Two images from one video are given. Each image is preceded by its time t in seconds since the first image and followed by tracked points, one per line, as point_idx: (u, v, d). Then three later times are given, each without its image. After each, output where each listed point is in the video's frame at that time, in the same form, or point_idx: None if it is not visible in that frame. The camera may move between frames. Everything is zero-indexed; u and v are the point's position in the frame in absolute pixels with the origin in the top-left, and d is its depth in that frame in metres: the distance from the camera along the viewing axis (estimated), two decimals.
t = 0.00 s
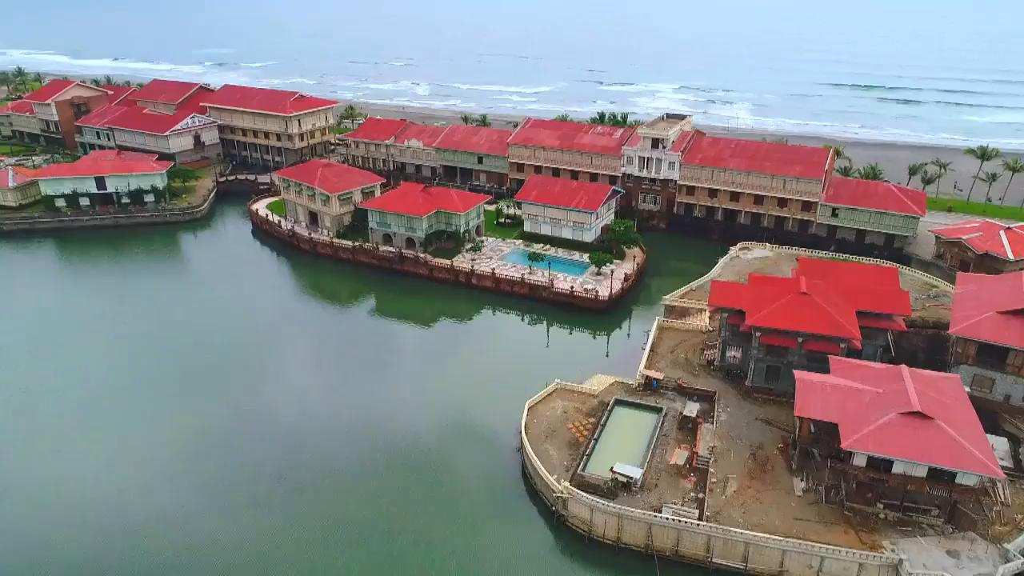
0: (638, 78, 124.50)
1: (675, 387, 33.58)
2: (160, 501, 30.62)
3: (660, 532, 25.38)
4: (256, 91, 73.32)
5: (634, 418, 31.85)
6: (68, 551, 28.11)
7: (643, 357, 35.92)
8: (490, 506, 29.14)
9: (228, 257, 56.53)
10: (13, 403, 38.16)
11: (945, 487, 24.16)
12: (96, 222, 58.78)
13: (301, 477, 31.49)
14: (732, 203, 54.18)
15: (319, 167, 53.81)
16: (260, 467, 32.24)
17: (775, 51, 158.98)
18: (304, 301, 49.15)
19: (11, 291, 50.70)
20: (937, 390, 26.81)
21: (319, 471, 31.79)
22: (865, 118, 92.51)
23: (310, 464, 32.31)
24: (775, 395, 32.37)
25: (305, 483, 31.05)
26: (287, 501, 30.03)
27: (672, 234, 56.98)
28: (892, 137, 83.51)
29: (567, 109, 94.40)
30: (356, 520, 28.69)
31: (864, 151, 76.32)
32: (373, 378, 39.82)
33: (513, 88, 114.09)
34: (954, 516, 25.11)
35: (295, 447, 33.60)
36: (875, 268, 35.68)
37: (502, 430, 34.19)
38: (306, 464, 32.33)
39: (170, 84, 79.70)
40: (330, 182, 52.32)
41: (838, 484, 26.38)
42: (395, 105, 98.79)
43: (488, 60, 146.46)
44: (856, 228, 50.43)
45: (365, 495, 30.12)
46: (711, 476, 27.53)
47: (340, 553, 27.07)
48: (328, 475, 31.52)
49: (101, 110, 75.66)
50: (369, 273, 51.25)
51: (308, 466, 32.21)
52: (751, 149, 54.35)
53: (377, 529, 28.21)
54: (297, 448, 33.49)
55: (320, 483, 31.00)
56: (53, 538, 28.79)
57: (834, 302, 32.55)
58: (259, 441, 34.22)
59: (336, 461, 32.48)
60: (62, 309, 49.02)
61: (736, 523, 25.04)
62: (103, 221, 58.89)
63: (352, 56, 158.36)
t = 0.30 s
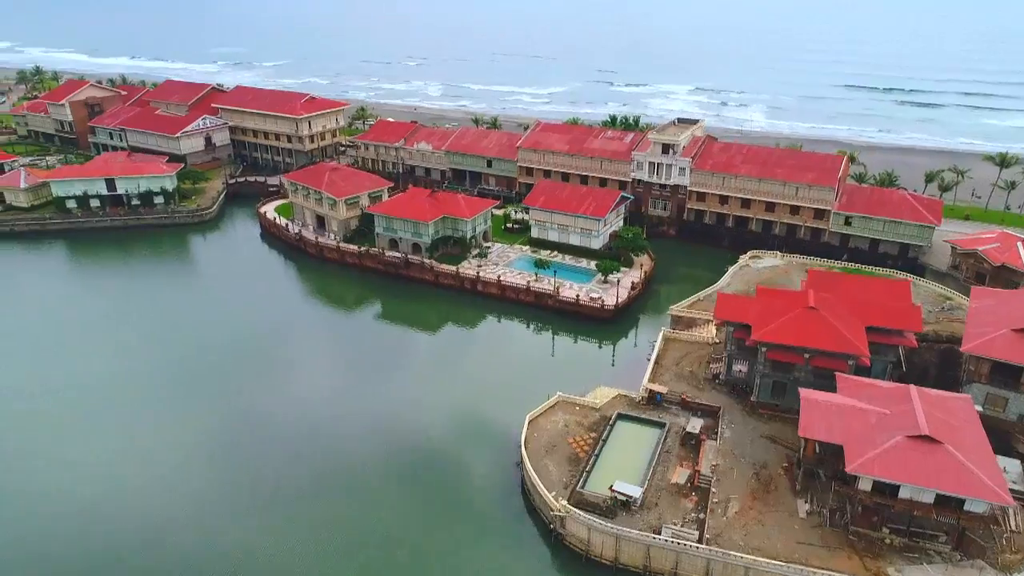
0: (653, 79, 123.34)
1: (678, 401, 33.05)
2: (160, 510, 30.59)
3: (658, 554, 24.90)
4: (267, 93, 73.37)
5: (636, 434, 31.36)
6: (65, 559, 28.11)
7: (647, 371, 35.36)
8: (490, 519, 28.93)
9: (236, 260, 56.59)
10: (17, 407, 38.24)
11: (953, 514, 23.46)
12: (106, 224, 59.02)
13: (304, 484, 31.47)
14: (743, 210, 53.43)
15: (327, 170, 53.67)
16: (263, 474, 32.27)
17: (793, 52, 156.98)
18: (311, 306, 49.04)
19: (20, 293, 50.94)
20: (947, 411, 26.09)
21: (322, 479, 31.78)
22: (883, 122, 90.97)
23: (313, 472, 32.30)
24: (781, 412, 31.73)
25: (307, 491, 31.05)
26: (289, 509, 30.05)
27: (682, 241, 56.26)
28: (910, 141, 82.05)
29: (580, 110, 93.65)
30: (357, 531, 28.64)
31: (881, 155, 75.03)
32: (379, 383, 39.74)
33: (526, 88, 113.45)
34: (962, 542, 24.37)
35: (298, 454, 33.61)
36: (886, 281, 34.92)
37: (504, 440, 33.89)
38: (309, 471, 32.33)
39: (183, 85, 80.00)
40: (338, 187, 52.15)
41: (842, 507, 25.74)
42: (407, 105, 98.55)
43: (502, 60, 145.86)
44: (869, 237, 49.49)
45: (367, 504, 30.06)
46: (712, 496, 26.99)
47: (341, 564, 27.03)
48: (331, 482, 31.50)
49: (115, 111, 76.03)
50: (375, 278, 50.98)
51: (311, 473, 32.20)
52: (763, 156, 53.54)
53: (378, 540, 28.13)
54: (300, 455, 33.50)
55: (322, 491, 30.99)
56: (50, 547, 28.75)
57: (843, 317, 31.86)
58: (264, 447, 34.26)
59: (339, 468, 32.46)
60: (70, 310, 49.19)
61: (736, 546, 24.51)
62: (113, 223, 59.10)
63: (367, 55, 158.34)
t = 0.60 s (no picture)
0: (667, 80, 122.27)
1: (680, 415, 32.51)
2: (157, 516, 30.50)
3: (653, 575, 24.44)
4: (277, 94, 73.42)
5: (636, 448, 30.90)
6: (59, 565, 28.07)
7: (650, 383, 34.85)
8: (489, 530, 28.70)
9: (243, 263, 56.62)
10: (20, 410, 38.32)
11: (957, 541, 22.87)
12: (114, 225, 59.27)
13: (305, 489, 31.41)
14: (752, 217, 52.72)
15: (333, 174, 53.56)
16: (264, 478, 32.26)
17: (810, 51, 155.03)
18: (316, 310, 48.94)
19: (27, 293, 51.15)
20: (954, 434, 25.42)
21: (322, 484, 31.73)
22: (899, 125, 89.48)
23: (314, 476, 32.24)
24: (785, 428, 31.10)
25: (307, 495, 31.02)
26: (290, 513, 30.01)
27: (690, 247, 55.56)
28: (926, 145, 80.69)
29: (591, 113, 92.97)
30: (356, 538, 28.55)
31: (896, 160, 73.81)
32: (383, 387, 39.66)
33: (538, 89, 112.86)
34: (968, 570, 23.75)
35: (300, 457, 33.58)
36: (895, 295, 34.19)
37: (505, 450, 33.58)
38: (310, 475, 32.27)
39: (194, 86, 80.27)
40: (343, 190, 51.99)
41: (845, 530, 25.13)
42: (418, 106, 98.28)
43: (515, 59, 145.10)
44: (881, 246, 48.61)
45: (367, 511, 29.97)
46: (711, 515, 26.47)
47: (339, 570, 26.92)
48: (332, 488, 31.43)
49: (126, 111, 76.39)
50: (380, 283, 50.76)
51: (313, 478, 32.15)
52: (774, 162, 52.78)
53: (377, 547, 28.01)
54: (302, 459, 33.45)
55: (323, 496, 30.94)
56: (45, 553, 28.65)
57: (849, 331, 31.19)
58: (265, 450, 34.21)
59: (340, 473, 32.39)
60: (77, 311, 49.36)
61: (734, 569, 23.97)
62: (122, 224, 59.36)
63: (380, 55, 158.31)
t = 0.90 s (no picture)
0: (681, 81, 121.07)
1: (683, 430, 32.02)
2: (156, 521, 30.57)
3: None
4: (288, 95, 73.48)
5: (637, 463, 30.45)
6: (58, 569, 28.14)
7: (652, 396, 34.38)
8: (486, 542, 28.58)
9: (251, 266, 56.69)
10: (26, 411, 38.55)
11: (962, 569, 22.45)
12: (124, 226, 59.56)
13: (304, 496, 31.53)
14: (763, 224, 52.00)
15: (340, 177, 53.46)
16: (265, 484, 32.37)
17: (828, 51, 152.72)
18: (321, 313, 48.89)
19: (36, 293, 51.48)
20: (961, 457, 24.77)
21: (322, 491, 31.80)
22: (917, 128, 87.94)
23: (314, 483, 32.36)
24: (789, 445, 30.54)
25: (307, 503, 31.09)
26: (289, 521, 30.09)
27: (700, 253, 54.94)
28: (944, 150, 79.24)
29: (603, 115, 92.22)
30: (353, 547, 28.57)
31: (912, 165, 72.51)
32: (386, 392, 39.72)
33: (550, 89, 112.11)
34: None
35: (301, 463, 33.67)
36: (906, 309, 33.48)
37: (505, 461, 33.39)
38: (311, 482, 32.38)
39: (207, 86, 80.56)
40: (350, 194, 51.86)
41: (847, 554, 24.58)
42: (429, 106, 97.97)
43: (528, 59, 144.34)
44: (894, 255, 47.74)
45: (365, 519, 30.01)
46: (710, 535, 25.99)
47: None
48: (332, 495, 31.51)
49: (139, 111, 76.80)
50: (385, 287, 50.56)
51: (312, 485, 32.26)
52: (785, 168, 52.03)
53: (374, 556, 28.02)
54: (303, 465, 33.57)
55: (321, 504, 31.00)
56: (43, 558, 28.75)
57: (857, 348, 30.53)
58: (267, 456, 34.35)
59: (339, 481, 32.45)
60: (85, 311, 49.64)
61: None
62: (131, 225, 59.65)
63: (395, 54, 158.20)
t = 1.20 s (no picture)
0: (697, 81, 119.95)
1: (684, 444, 31.58)
2: (155, 526, 30.67)
3: None
4: (300, 96, 73.61)
5: (637, 477, 30.11)
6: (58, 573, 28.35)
7: (655, 408, 33.94)
8: (482, 553, 28.43)
9: (260, 267, 56.86)
10: (34, 411, 38.92)
11: None
12: (135, 226, 59.96)
13: (303, 502, 31.58)
14: (774, 231, 51.33)
15: (348, 180, 53.43)
16: (265, 490, 32.47)
17: (848, 50, 150.47)
18: (328, 316, 48.95)
19: (46, 293, 51.93)
20: (967, 480, 24.18)
21: (322, 498, 31.85)
22: (936, 132, 86.41)
23: (314, 489, 32.42)
24: (792, 462, 30.03)
25: (306, 510, 31.15)
26: (288, 528, 30.17)
27: (709, 260, 54.32)
28: (963, 154, 77.81)
29: (616, 116, 91.55)
30: (350, 555, 28.61)
31: (929, 170, 71.23)
32: (388, 397, 39.71)
33: (564, 90, 111.48)
34: None
35: (301, 469, 33.74)
36: (914, 324, 32.82)
37: (505, 472, 33.18)
38: (311, 488, 32.46)
39: (220, 86, 80.92)
40: (357, 198, 51.78)
41: None
42: (442, 107, 97.75)
43: (543, 59, 143.65)
44: (907, 265, 46.92)
45: (363, 527, 30.02)
46: (708, 554, 25.57)
47: None
48: (331, 502, 31.55)
49: (153, 111, 77.30)
50: (391, 292, 50.47)
51: (312, 491, 32.30)
52: (797, 175, 51.30)
53: (372, 563, 28.10)
54: (303, 470, 33.64)
55: (321, 510, 31.07)
56: (42, 563, 28.91)
57: (863, 364, 29.95)
58: (267, 460, 34.43)
59: (338, 487, 32.49)
60: (95, 311, 50.07)
61: None
62: (142, 226, 60.05)
63: (410, 53, 158.26)
